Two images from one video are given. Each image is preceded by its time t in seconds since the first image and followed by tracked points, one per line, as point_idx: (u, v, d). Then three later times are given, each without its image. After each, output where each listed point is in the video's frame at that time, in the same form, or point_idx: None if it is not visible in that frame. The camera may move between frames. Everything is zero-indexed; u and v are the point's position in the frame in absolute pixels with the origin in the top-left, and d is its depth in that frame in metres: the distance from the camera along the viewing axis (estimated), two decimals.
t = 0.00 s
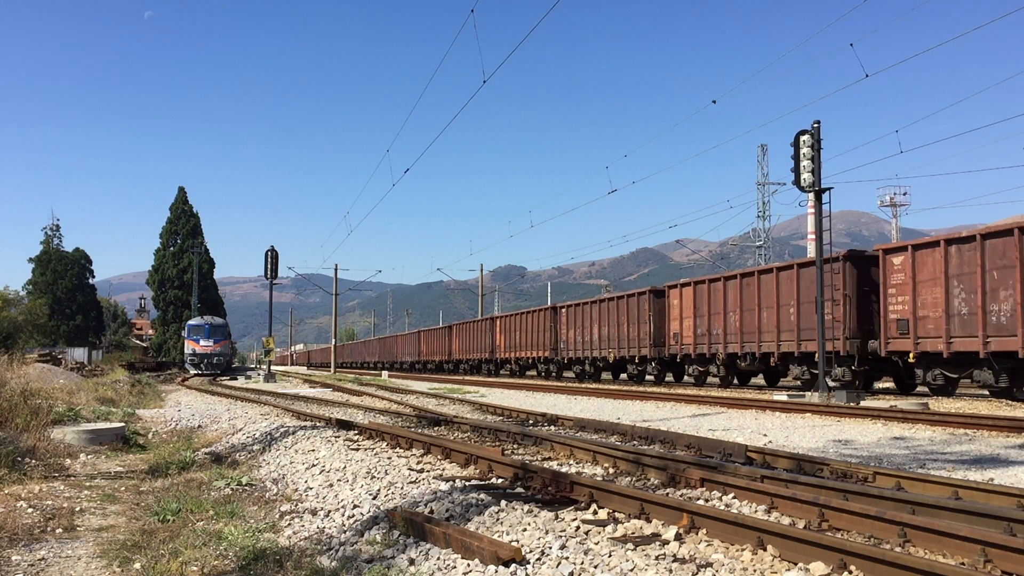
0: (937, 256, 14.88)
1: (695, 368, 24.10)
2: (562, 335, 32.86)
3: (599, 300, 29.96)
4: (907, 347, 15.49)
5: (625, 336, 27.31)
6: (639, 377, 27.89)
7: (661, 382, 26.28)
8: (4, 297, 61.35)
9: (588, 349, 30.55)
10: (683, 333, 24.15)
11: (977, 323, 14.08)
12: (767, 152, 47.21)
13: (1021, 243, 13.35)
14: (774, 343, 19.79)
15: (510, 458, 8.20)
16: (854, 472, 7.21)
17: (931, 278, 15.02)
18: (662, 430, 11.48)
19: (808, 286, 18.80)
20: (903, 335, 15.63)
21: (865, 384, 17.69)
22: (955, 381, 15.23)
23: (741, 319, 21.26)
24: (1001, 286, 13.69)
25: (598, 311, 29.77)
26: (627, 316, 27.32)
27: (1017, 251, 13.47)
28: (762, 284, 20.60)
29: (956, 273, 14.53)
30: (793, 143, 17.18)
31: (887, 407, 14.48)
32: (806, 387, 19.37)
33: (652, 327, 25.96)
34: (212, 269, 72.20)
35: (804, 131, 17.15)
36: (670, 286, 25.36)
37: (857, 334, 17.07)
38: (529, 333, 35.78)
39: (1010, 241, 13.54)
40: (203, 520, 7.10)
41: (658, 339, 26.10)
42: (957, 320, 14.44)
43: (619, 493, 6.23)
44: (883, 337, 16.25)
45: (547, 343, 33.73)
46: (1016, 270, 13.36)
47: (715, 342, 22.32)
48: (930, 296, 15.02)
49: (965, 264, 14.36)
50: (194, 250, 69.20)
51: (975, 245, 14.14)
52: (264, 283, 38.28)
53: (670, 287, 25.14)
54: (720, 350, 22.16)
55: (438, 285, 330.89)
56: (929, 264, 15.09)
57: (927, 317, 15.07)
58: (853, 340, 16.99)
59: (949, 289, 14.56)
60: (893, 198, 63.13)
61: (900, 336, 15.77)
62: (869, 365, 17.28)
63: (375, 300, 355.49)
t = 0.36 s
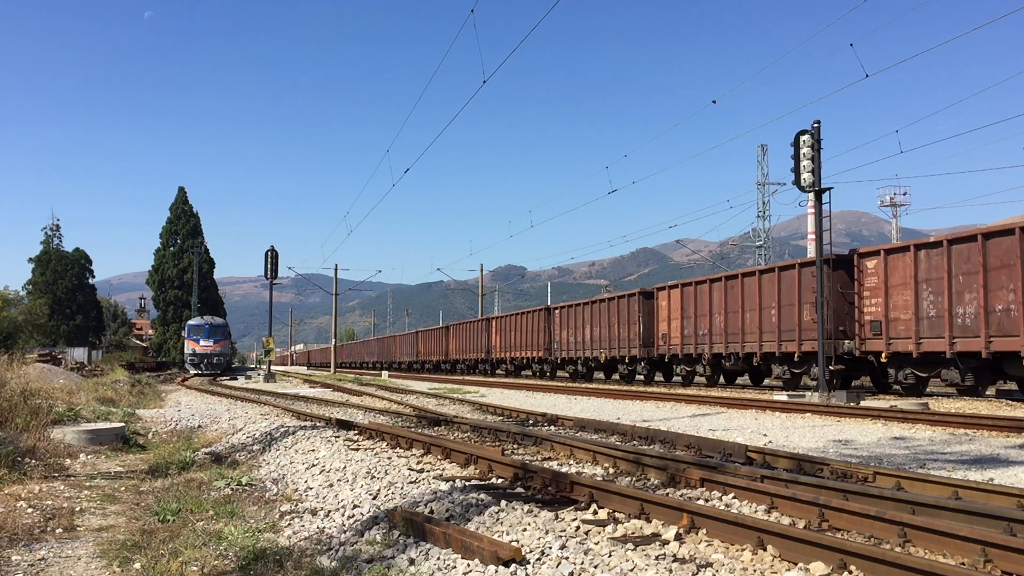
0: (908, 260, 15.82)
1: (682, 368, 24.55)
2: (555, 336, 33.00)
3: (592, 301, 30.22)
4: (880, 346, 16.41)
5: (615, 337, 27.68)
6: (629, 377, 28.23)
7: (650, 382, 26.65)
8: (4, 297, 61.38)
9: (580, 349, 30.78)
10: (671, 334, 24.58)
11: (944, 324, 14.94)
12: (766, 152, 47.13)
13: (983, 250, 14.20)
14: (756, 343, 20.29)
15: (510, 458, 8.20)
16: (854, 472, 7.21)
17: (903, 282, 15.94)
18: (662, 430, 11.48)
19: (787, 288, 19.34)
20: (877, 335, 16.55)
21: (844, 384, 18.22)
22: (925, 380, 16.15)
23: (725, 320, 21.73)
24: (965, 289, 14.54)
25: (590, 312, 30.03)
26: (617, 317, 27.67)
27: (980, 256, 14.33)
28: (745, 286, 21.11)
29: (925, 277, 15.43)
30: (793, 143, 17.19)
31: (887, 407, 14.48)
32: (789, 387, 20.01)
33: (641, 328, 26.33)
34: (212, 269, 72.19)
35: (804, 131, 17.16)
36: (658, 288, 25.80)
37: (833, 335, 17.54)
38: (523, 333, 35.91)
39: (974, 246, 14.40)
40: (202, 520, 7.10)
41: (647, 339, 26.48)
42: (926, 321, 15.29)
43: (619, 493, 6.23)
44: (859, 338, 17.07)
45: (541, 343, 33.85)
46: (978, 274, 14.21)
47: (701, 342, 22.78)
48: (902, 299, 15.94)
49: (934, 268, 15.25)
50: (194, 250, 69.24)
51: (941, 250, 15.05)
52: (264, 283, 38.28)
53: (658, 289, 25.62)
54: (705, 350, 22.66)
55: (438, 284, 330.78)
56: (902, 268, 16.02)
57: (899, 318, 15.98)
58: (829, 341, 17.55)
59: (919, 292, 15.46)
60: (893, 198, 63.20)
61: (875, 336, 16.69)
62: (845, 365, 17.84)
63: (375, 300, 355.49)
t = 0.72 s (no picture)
0: (880, 264, 16.49)
1: (670, 368, 25.08)
2: (548, 336, 33.23)
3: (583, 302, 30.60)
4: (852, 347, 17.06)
5: (606, 338, 28.13)
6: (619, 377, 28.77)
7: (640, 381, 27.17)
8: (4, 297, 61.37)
9: (572, 350, 31.11)
10: (660, 336, 25.05)
11: (913, 326, 15.59)
12: (767, 152, 46.95)
13: (949, 255, 14.82)
14: (739, 344, 20.86)
15: (510, 458, 8.20)
16: (854, 472, 7.20)
17: (875, 285, 16.60)
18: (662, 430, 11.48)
19: (767, 291, 19.98)
20: (848, 336, 17.20)
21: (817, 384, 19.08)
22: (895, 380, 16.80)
23: (710, 322, 22.27)
24: (932, 292, 15.19)
25: (582, 314, 30.45)
26: (608, 318, 28.14)
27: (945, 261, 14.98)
28: (728, 289, 21.71)
29: (895, 281, 16.09)
30: (793, 143, 17.17)
31: (887, 407, 14.49)
32: (771, 385, 20.88)
33: (630, 329, 26.83)
34: (212, 269, 72.18)
35: (804, 131, 17.15)
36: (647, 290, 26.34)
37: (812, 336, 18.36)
38: (518, 334, 36.14)
39: (940, 252, 15.03)
40: (203, 520, 7.10)
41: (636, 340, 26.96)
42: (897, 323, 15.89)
43: (619, 493, 6.23)
44: (832, 339, 17.70)
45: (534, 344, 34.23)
46: (944, 278, 14.85)
47: (687, 343, 23.30)
48: (874, 301, 16.61)
49: (903, 272, 15.91)
50: (194, 250, 69.21)
51: (909, 255, 15.72)
52: (264, 283, 38.27)
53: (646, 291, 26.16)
54: (691, 350, 23.19)
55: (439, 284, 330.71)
56: (874, 272, 16.69)
57: (871, 320, 16.65)
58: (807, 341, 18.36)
59: (889, 294, 16.13)
60: (893, 198, 63.10)
61: (847, 338, 17.25)
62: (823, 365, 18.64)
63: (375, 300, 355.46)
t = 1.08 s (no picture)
0: (854, 268, 17.18)
1: (659, 368, 25.68)
2: (543, 337, 33.74)
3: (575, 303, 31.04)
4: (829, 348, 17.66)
5: (598, 339, 28.76)
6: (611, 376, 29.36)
7: (630, 381, 27.75)
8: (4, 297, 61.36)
9: (566, 351, 31.62)
10: (650, 337, 25.67)
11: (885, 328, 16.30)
12: (766, 152, 46.90)
13: (918, 259, 15.55)
14: (723, 345, 21.51)
15: (510, 458, 8.20)
16: (854, 472, 7.20)
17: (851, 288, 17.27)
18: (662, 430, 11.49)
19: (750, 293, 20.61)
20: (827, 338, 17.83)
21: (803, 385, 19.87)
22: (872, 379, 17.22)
23: (696, 323, 22.89)
24: (902, 295, 15.92)
25: (574, 315, 30.92)
26: (599, 319, 28.70)
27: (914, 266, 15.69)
28: (714, 291, 22.33)
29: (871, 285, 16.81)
30: (793, 143, 17.16)
31: (887, 407, 14.49)
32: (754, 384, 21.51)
33: (621, 330, 27.41)
34: (212, 269, 72.25)
35: (804, 131, 17.14)
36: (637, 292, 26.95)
37: (792, 336, 19.08)
38: (515, 334, 36.56)
39: (910, 257, 15.75)
40: (203, 520, 7.10)
41: (627, 340, 27.52)
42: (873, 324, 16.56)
43: (619, 493, 6.23)
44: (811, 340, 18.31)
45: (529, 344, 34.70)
46: (913, 282, 15.56)
47: (674, 344, 23.95)
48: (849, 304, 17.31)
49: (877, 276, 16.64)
50: (194, 250, 69.19)
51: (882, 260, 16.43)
52: (264, 283, 38.27)
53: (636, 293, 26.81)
54: (679, 351, 23.80)
55: (439, 284, 330.66)
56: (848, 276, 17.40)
57: (846, 322, 17.34)
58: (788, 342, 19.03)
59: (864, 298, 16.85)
60: (893, 198, 63.13)
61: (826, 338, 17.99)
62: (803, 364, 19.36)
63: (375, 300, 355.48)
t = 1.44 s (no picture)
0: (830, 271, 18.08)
1: (648, 368, 26.28)
2: (536, 338, 34.05)
3: (568, 304, 31.39)
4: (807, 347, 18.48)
5: (588, 339, 29.22)
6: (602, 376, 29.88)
7: (621, 380, 28.29)
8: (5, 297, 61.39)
9: (558, 351, 31.95)
10: (640, 337, 26.12)
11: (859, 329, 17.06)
12: (767, 152, 46.34)
13: (890, 263, 16.32)
14: (707, 345, 22.17)
15: (510, 458, 8.20)
16: (854, 472, 7.20)
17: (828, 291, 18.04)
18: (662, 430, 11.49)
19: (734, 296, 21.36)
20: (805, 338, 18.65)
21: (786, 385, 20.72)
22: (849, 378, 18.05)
23: (683, 324, 23.57)
24: (875, 298, 16.70)
25: (566, 316, 31.29)
26: (590, 320, 29.18)
27: (886, 270, 16.48)
28: (700, 293, 23.02)
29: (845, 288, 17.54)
30: (793, 143, 17.18)
31: (887, 407, 14.49)
32: (738, 384, 22.26)
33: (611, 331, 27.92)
34: (212, 269, 72.25)
35: (804, 131, 17.16)
36: (627, 293, 27.49)
37: (773, 337, 19.83)
38: (510, 334, 36.82)
39: (882, 261, 16.53)
40: (203, 520, 7.10)
41: (617, 341, 28.02)
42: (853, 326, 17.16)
43: (619, 492, 6.24)
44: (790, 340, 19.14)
45: (523, 345, 35.08)
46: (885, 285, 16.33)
47: (662, 344, 24.52)
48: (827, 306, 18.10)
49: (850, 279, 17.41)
50: (194, 250, 69.15)
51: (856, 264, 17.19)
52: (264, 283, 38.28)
53: (626, 294, 27.37)
54: (666, 351, 24.42)
55: (439, 284, 330.57)
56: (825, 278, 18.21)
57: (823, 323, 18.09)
58: (769, 342, 19.79)
59: (838, 300, 17.61)
60: (894, 198, 63.05)
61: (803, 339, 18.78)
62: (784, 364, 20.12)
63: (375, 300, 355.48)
